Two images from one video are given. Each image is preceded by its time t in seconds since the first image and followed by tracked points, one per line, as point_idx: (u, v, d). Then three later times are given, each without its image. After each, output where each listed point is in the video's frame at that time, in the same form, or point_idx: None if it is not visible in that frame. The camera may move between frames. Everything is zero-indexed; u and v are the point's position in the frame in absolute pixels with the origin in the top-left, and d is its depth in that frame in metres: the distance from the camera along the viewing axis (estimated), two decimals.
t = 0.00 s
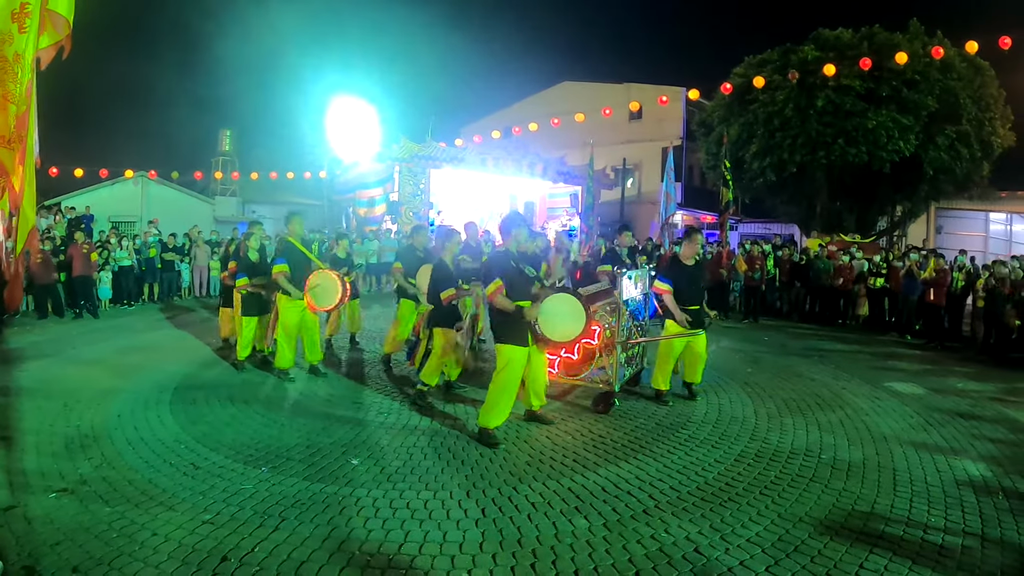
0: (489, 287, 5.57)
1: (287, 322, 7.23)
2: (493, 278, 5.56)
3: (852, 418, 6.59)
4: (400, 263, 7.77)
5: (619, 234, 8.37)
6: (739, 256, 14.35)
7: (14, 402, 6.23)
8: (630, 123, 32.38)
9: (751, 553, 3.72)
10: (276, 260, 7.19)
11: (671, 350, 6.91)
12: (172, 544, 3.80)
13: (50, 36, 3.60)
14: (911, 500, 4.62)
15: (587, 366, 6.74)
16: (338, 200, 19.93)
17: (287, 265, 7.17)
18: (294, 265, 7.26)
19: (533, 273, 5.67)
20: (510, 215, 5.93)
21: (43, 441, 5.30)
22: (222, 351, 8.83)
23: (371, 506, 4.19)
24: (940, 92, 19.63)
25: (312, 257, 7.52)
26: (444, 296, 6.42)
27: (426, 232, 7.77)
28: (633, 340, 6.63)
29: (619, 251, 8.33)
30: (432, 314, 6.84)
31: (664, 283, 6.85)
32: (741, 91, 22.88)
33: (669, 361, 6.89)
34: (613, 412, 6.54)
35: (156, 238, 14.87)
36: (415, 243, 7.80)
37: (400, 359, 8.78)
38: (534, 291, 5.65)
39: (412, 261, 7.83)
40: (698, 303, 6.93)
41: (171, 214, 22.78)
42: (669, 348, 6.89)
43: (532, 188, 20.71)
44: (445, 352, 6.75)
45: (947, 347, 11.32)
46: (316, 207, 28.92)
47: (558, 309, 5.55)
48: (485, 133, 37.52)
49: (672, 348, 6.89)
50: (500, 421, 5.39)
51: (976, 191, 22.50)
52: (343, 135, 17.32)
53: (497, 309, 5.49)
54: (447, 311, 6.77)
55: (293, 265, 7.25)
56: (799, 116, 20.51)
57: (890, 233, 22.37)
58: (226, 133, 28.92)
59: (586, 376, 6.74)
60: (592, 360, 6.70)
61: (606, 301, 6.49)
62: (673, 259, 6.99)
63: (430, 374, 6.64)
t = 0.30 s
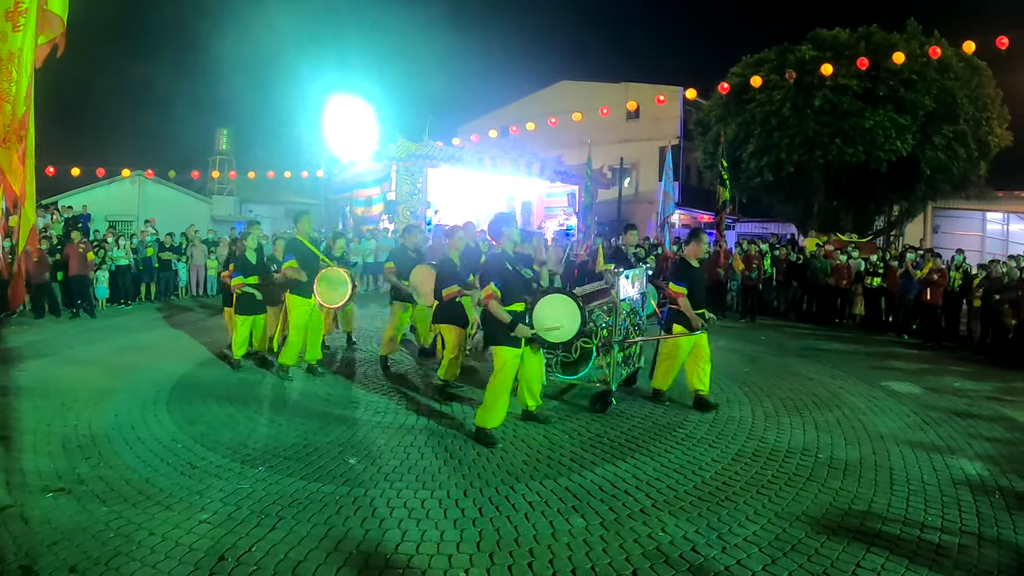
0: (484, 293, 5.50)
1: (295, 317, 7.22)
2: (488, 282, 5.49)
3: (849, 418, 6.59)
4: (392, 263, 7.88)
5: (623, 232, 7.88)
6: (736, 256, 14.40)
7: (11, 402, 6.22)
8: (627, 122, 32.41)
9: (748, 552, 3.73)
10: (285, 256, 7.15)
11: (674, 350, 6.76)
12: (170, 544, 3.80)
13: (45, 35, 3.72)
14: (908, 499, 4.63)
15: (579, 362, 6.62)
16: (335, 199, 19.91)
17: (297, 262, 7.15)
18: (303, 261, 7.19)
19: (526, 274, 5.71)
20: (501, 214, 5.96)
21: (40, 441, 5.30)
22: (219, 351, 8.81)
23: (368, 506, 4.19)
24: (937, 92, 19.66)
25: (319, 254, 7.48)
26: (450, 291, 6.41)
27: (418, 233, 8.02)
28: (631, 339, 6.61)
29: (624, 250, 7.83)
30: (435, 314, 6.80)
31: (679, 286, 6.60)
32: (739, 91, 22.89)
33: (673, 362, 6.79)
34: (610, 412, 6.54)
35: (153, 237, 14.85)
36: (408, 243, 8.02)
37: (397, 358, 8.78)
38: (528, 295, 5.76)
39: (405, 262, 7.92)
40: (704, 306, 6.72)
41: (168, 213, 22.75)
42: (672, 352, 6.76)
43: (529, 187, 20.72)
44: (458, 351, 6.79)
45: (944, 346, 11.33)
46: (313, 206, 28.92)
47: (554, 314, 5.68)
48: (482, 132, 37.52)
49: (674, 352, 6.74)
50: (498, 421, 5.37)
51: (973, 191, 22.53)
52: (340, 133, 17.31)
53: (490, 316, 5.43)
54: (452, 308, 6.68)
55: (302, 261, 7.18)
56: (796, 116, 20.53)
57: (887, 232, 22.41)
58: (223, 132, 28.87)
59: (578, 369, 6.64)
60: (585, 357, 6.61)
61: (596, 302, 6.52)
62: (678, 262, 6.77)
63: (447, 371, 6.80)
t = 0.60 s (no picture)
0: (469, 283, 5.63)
1: (298, 317, 7.24)
2: (474, 271, 5.59)
3: (844, 416, 6.62)
4: (378, 258, 7.87)
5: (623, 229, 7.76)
6: (732, 254, 14.42)
7: (5, 400, 6.20)
8: (623, 121, 32.46)
9: (743, 550, 3.74)
10: (286, 255, 7.23)
11: (677, 353, 6.75)
12: (165, 542, 3.79)
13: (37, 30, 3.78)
14: (904, 497, 4.64)
15: (581, 365, 6.77)
16: (330, 197, 19.89)
17: (297, 261, 7.24)
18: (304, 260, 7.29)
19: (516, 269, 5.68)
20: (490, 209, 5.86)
21: (34, 439, 5.28)
22: (214, 349, 8.80)
23: (364, 503, 4.20)
24: (933, 92, 19.73)
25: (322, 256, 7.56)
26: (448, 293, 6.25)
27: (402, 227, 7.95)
28: (628, 337, 6.62)
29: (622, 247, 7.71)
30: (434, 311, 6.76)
31: (688, 288, 6.57)
32: (735, 90, 22.90)
33: (676, 362, 6.77)
34: (605, 409, 6.56)
35: (148, 235, 14.81)
36: (393, 238, 7.97)
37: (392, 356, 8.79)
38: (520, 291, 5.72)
39: (393, 256, 7.87)
40: (710, 308, 6.71)
41: (164, 210, 22.70)
42: (676, 352, 6.73)
43: (525, 185, 20.73)
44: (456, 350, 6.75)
45: (938, 345, 11.38)
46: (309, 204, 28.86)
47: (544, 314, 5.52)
48: (477, 130, 37.51)
49: (679, 354, 6.73)
50: (493, 420, 5.42)
51: (968, 190, 22.63)
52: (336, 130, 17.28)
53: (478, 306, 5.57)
54: (452, 307, 6.66)
55: (303, 259, 7.30)
56: (791, 115, 20.56)
57: (882, 231, 22.50)
58: (218, 130, 28.79)
59: (579, 373, 6.77)
60: (584, 357, 6.71)
61: (597, 298, 6.48)
62: (695, 262, 6.74)
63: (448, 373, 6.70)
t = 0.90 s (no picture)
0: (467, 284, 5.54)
1: (290, 313, 7.17)
2: (472, 273, 5.52)
3: (837, 414, 6.63)
4: (373, 256, 7.85)
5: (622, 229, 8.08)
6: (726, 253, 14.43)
7: None
8: (616, 119, 32.49)
9: (735, 548, 3.74)
10: (279, 247, 7.28)
11: (674, 352, 6.77)
12: (156, 540, 3.78)
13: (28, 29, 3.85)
14: (896, 494, 4.66)
15: (577, 364, 6.69)
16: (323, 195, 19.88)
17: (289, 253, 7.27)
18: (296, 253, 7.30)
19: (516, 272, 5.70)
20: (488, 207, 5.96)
21: (26, 437, 5.26)
22: (206, 346, 8.77)
23: (357, 501, 4.19)
24: (926, 92, 19.79)
25: (317, 255, 7.58)
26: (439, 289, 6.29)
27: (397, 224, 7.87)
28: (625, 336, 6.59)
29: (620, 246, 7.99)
30: (427, 309, 6.78)
31: (689, 288, 6.59)
32: (728, 89, 22.92)
33: (673, 360, 6.79)
34: (601, 408, 6.56)
35: (140, 232, 14.75)
36: (387, 236, 7.95)
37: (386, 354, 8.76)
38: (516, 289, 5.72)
39: (390, 255, 7.87)
40: (708, 310, 6.68)
41: (156, 208, 22.61)
42: (673, 350, 6.76)
43: (518, 184, 20.73)
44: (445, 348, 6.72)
45: (931, 344, 11.42)
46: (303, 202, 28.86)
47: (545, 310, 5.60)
48: (471, 127, 37.48)
49: (675, 352, 6.75)
50: (485, 418, 5.42)
51: (961, 190, 22.71)
52: (329, 127, 17.25)
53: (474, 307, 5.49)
54: (447, 308, 6.67)
55: (296, 254, 7.32)
56: (785, 114, 20.61)
57: (874, 231, 22.59)
58: (211, 127, 28.68)
59: (575, 371, 6.68)
60: (581, 356, 6.63)
61: (592, 296, 6.57)
62: (698, 262, 6.68)
63: (438, 373, 6.71)
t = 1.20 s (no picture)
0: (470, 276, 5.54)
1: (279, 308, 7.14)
2: (475, 266, 5.53)
3: (823, 410, 6.67)
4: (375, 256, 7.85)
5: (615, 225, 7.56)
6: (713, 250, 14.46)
7: None
8: (604, 116, 32.50)
9: (721, 543, 3.75)
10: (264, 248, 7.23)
11: (669, 350, 6.74)
12: (141, 538, 3.75)
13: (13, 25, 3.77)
14: (882, 490, 4.68)
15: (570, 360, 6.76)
16: (311, 191, 19.84)
17: (275, 255, 7.20)
18: (281, 254, 7.25)
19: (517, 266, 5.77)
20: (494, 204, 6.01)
21: (11, 435, 5.21)
22: (193, 344, 8.71)
23: (343, 498, 4.18)
24: (914, 90, 19.90)
25: (303, 253, 7.53)
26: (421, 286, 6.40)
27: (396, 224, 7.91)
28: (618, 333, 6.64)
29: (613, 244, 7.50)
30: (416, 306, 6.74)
31: (686, 284, 6.57)
32: (716, 86, 22.97)
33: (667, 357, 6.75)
34: (596, 407, 6.48)
35: (127, 229, 14.66)
36: (387, 234, 7.97)
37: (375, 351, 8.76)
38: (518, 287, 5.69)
39: (388, 254, 7.90)
40: (703, 307, 6.72)
41: (143, 205, 22.47)
42: (666, 348, 6.72)
43: (507, 180, 20.72)
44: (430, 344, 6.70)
45: (918, 341, 11.49)
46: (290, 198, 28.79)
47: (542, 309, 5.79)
48: (459, 124, 37.41)
49: (669, 348, 6.71)
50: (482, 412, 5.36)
51: (948, 188, 22.87)
52: (317, 123, 17.19)
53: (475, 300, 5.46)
54: (439, 308, 6.69)
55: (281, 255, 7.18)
56: (773, 112, 20.67)
57: (861, 229, 22.73)
58: (198, 123, 28.49)
59: (570, 369, 6.74)
60: (576, 352, 6.71)
61: (588, 293, 6.54)
62: (694, 258, 6.69)
63: (422, 368, 6.72)
